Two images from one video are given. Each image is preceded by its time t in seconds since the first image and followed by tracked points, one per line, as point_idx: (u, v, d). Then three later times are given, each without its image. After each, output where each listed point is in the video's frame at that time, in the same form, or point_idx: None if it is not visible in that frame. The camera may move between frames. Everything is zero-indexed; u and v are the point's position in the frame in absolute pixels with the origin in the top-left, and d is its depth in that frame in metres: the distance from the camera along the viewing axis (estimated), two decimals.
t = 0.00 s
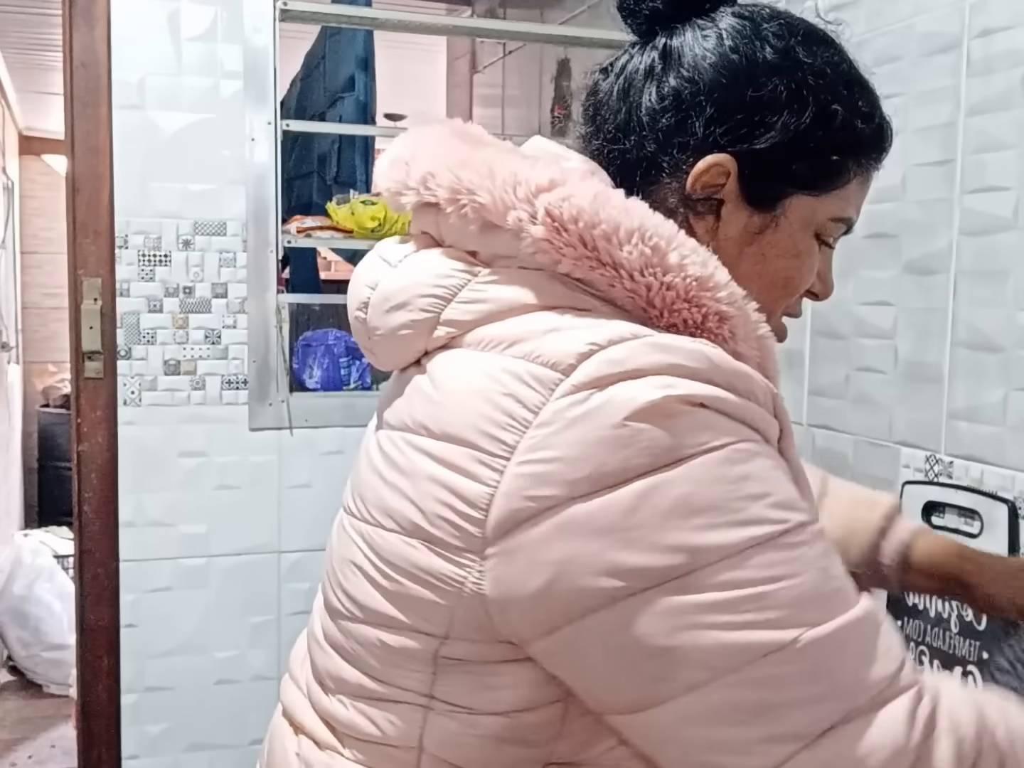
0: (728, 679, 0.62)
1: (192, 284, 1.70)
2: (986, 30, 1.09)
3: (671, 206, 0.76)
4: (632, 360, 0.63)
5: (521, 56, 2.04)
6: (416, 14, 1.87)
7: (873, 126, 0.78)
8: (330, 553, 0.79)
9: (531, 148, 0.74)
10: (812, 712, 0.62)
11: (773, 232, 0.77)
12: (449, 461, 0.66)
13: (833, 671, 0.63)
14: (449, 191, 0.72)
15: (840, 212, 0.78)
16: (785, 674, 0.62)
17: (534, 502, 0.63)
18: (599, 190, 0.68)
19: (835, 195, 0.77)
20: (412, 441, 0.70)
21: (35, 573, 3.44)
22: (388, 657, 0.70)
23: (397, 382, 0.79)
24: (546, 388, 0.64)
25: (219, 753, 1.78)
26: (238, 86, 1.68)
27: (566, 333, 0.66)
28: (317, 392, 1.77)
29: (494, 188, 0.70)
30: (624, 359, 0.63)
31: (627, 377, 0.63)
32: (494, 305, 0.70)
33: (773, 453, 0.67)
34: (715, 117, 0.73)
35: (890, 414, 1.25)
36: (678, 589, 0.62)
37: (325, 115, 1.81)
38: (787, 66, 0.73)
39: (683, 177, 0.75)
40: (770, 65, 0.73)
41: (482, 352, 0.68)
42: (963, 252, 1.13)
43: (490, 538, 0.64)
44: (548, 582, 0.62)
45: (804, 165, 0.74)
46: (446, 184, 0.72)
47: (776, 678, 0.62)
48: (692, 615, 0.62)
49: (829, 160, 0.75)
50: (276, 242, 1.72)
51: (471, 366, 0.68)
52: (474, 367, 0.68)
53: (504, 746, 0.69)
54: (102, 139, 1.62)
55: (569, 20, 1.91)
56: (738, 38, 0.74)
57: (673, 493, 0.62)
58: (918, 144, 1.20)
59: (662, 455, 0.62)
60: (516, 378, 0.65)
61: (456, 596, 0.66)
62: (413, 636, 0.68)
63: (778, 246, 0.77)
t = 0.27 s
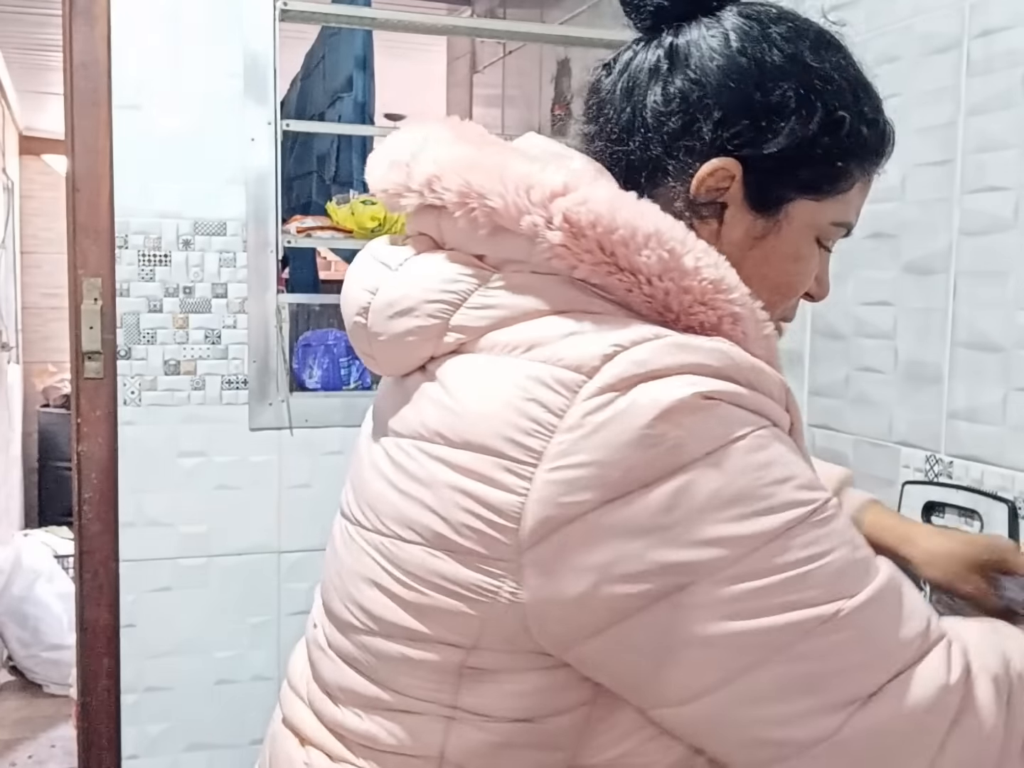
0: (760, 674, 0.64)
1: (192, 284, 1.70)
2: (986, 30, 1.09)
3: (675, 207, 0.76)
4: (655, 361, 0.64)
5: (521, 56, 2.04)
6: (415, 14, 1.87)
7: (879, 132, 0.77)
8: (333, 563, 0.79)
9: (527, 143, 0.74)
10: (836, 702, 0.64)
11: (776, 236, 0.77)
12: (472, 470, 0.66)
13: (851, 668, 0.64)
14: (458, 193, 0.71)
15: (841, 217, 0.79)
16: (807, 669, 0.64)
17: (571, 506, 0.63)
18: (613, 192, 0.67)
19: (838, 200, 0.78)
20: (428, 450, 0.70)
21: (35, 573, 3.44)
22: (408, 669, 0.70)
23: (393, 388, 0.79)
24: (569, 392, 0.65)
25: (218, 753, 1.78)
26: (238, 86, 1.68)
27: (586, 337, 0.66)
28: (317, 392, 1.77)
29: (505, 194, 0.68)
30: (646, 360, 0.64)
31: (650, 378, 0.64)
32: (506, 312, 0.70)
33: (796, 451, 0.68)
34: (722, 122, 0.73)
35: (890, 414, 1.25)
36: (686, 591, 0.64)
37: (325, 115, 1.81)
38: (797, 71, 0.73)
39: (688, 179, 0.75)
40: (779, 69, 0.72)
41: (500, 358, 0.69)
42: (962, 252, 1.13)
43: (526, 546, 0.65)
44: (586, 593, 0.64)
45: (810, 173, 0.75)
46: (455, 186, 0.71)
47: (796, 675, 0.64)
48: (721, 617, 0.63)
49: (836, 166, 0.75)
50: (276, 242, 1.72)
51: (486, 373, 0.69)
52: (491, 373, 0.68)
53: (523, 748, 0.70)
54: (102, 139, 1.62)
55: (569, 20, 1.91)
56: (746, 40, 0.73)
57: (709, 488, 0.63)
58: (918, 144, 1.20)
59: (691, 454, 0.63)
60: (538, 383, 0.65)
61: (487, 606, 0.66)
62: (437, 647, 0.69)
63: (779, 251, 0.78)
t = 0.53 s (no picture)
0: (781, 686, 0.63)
1: (192, 284, 1.70)
2: (986, 30, 1.09)
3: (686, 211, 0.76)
4: (687, 368, 0.64)
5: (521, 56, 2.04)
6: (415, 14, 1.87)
7: (888, 140, 0.78)
8: (342, 567, 0.79)
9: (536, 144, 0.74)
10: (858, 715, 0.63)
11: (785, 243, 0.77)
12: (497, 475, 0.66)
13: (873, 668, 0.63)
14: (481, 194, 0.70)
15: (849, 223, 0.79)
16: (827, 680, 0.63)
17: (602, 514, 0.63)
18: (638, 195, 0.68)
19: (846, 207, 0.78)
20: (450, 454, 0.70)
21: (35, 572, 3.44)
22: (430, 675, 0.70)
23: (398, 388, 0.79)
24: (601, 398, 0.64)
25: (219, 753, 1.78)
26: (238, 86, 1.68)
27: (615, 341, 0.66)
28: (317, 392, 1.77)
29: (531, 196, 0.68)
30: (678, 368, 0.64)
31: (684, 384, 0.64)
32: (532, 313, 0.69)
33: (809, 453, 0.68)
34: (736, 128, 0.73)
35: (890, 414, 1.25)
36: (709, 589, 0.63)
37: (325, 115, 1.81)
38: (810, 77, 0.73)
39: (700, 183, 0.75)
40: (793, 75, 0.73)
41: (528, 362, 0.68)
42: (963, 252, 1.13)
43: (554, 552, 0.65)
44: (622, 595, 0.64)
45: (822, 180, 0.75)
46: (478, 186, 0.70)
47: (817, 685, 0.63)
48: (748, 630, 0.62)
49: (847, 173, 0.76)
50: (276, 242, 1.72)
51: (513, 377, 0.68)
52: (517, 378, 0.68)
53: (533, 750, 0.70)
54: (102, 138, 1.62)
55: (568, 20, 1.91)
56: (761, 46, 0.73)
57: (735, 499, 0.63)
58: (918, 144, 1.20)
59: (721, 463, 0.63)
60: (567, 388, 0.65)
61: (513, 612, 0.66)
62: (459, 652, 0.69)
63: (787, 257, 0.78)
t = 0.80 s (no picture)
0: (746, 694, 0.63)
1: (192, 284, 1.70)
2: (985, 30, 1.09)
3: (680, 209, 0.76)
4: (666, 372, 0.64)
5: (521, 56, 2.04)
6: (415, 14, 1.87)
7: (885, 136, 0.78)
8: (335, 561, 0.79)
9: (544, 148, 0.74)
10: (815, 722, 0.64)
11: (781, 240, 0.77)
12: (474, 468, 0.66)
13: (849, 685, 0.65)
14: (469, 190, 0.71)
15: (847, 221, 0.79)
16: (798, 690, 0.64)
17: (569, 511, 0.63)
18: (625, 191, 0.68)
19: (843, 204, 0.78)
20: (432, 448, 0.70)
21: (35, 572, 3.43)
22: (406, 668, 0.70)
23: (397, 384, 0.79)
24: (579, 397, 0.64)
25: (219, 754, 1.78)
26: (237, 85, 1.68)
27: (595, 339, 0.66)
28: (317, 392, 1.77)
29: (518, 190, 0.68)
30: (656, 371, 0.64)
31: (662, 387, 0.64)
32: (513, 308, 0.69)
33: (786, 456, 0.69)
34: (729, 125, 0.73)
35: (890, 414, 1.25)
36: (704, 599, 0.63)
37: (325, 115, 1.81)
38: (802, 73, 0.73)
39: (694, 181, 0.75)
40: (786, 71, 0.73)
41: (509, 359, 0.68)
42: (963, 252, 1.13)
43: (519, 545, 0.64)
44: (588, 583, 0.63)
45: (816, 177, 0.75)
46: (467, 183, 0.71)
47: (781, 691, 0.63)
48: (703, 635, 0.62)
49: (842, 169, 0.76)
50: (276, 242, 1.72)
51: (495, 373, 0.68)
52: (498, 375, 0.68)
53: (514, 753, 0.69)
54: (102, 138, 1.62)
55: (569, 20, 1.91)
56: (754, 43, 0.73)
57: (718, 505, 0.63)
58: (917, 144, 1.20)
59: (696, 468, 0.63)
60: (545, 386, 0.65)
61: (481, 606, 0.66)
62: (431, 645, 0.69)
63: (784, 255, 0.78)
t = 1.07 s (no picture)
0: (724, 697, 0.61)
1: (192, 284, 1.70)
2: (985, 30, 1.09)
3: (682, 207, 0.76)
4: (636, 369, 0.63)
5: (521, 56, 2.04)
6: (416, 14, 1.87)
7: (885, 135, 0.78)
8: (326, 558, 0.79)
9: (541, 147, 0.73)
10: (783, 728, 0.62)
11: (784, 238, 0.77)
12: (446, 461, 0.66)
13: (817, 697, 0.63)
14: (454, 187, 0.72)
15: (848, 221, 0.79)
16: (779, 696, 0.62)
17: (531, 502, 0.62)
18: (606, 187, 0.68)
19: (844, 204, 0.78)
20: (410, 441, 0.70)
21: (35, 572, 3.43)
22: (385, 662, 0.70)
23: (397, 382, 0.79)
24: (549, 391, 0.64)
25: (220, 754, 1.78)
26: (237, 85, 1.68)
27: (569, 333, 0.66)
28: (317, 392, 1.77)
29: (500, 185, 0.69)
30: (626, 367, 0.63)
31: (630, 384, 0.63)
32: (496, 303, 0.70)
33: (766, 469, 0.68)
34: (732, 122, 0.73)
35: (890, 415, 1.25)
36: (686, 598, 0.61)
37: (326, 115, 1.81)
38: (804, 71, 0.73)
39: (697, 179, 0.75)
40: (788, 69, 0.73)
41: (485, 353, 0.68)
42: (963, 252, 1.13)
43: (478, 537, 0.64)
44: (540, 572, 0.61)
45: (817, 175, 0.75)
46: (453, 179, 0.72)
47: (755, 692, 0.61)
48: (666, 632, 0.60)
49: (842, 168, 0.76)
50: (276, 242, 1.72)
51: (473, 368, 0.68)
52: (476, 369, 0.68)
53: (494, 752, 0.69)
54: (102, 138, 1.62)
55: (569, 20, 1.91)
56: (756, 42, 0.73)
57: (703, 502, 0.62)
58: (917, 144, 1.20)
59: (660, 467, 0.62)
60: (517, 380, 0.65)
61: (448, 598, 0.65)
62: (405, 639, 0.68)
63: (787, 253, 0.77)
